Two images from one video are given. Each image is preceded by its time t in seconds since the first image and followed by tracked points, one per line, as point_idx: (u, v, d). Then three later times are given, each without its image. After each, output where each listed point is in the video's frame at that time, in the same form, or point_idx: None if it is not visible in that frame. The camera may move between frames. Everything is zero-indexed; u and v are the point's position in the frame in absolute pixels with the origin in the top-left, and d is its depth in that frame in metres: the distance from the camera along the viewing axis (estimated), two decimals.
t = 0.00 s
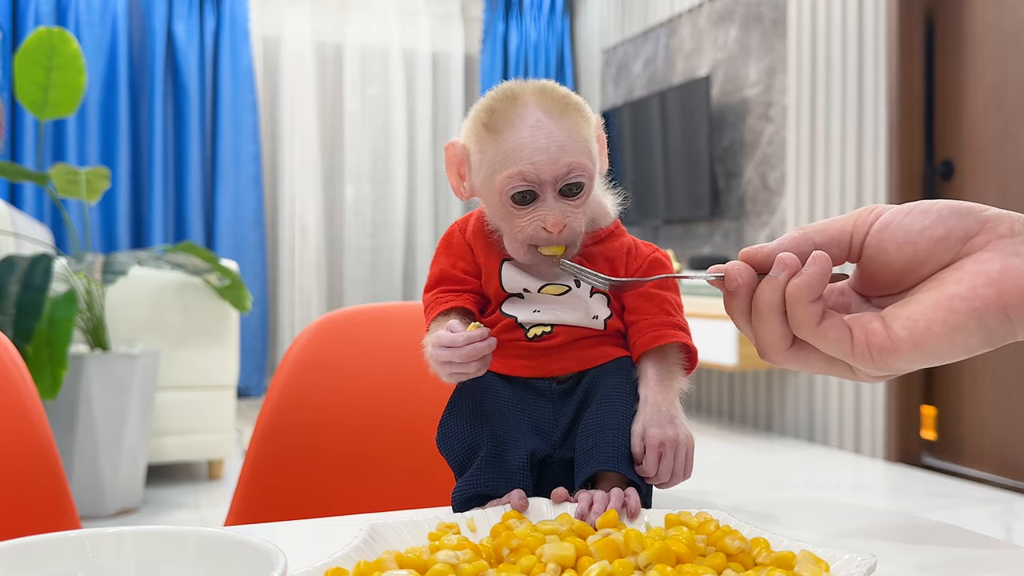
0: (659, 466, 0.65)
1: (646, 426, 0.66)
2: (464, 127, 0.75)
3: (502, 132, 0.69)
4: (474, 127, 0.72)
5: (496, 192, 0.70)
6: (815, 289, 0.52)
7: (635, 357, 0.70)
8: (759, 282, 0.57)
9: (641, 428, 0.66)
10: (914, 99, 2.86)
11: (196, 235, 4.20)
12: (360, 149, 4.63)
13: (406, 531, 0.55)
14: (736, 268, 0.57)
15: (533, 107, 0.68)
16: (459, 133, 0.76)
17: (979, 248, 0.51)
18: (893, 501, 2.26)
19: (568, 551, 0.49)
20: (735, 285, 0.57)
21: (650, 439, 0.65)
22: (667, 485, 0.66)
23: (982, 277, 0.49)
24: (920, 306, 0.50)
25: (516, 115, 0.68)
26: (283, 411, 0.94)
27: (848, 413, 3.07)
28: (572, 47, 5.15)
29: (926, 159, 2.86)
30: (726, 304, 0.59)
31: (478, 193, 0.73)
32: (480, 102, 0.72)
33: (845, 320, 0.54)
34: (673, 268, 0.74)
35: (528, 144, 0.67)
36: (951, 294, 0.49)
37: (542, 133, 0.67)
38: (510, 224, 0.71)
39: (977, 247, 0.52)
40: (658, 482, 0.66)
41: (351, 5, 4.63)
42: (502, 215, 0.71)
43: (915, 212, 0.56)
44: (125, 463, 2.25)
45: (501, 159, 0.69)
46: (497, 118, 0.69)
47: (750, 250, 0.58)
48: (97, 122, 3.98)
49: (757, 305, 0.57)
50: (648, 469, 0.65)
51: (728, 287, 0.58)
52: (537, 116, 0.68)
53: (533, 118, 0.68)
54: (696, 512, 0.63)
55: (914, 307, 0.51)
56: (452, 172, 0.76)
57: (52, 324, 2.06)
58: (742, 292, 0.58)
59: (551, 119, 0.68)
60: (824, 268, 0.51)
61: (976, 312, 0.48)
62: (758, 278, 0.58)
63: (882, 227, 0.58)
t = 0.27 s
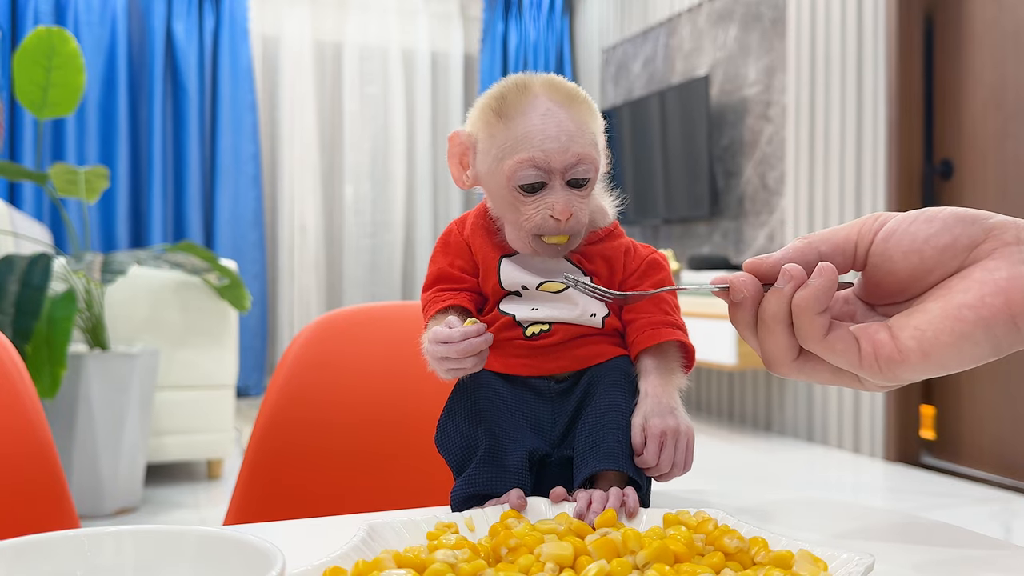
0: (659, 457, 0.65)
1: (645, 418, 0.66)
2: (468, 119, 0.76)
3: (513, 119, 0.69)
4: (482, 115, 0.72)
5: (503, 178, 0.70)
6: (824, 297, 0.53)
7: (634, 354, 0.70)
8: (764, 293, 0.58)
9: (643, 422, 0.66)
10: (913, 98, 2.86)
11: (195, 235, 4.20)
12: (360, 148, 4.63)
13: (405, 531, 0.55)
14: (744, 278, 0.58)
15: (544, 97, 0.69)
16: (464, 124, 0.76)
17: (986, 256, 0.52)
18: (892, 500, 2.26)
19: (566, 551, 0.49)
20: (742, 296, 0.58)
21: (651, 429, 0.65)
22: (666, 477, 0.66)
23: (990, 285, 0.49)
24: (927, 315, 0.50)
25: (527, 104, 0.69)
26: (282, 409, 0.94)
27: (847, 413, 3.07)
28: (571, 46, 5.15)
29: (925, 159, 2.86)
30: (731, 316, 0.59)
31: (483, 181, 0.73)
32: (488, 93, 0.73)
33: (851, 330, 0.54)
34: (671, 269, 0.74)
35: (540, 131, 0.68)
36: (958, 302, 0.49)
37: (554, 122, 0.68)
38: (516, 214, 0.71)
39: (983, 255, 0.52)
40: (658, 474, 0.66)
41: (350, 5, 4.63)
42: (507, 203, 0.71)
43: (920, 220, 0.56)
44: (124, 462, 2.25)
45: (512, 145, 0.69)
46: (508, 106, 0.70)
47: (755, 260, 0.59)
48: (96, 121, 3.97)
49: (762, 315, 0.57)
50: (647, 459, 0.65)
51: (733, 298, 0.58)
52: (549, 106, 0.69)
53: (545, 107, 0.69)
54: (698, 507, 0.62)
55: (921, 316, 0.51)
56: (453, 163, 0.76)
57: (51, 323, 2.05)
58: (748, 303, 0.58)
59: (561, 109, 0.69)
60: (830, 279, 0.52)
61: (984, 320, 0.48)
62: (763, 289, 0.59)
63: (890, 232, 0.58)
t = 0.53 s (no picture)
0: (659, 446, 0.65)
1: (645, 408, 0.66)
2: (471, 118, 0.75)
3: (517, 120, 0.69)
4: (487, 115, 0.72)
5: (507, 179, 0.70)
6: (821, 297, 0.53)
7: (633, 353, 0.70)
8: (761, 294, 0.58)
9: (643, 411, 0.66)
10: (913, 98, 2.86)
11: (194, 235, 4.20)
12: (359, 148, 4.63)
13: (403, 531, 0.54)
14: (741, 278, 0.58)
15: (549, 98, 0.69)
16: (467, 122, 0.76)
17: (983, 257, 0.52)
18: (891, 500, 2.26)
19: (565, 550, 0.50)
20: (739, 296, 0.58)
21: (651, 418, 0.66)
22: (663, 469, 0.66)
23: (986, 287, 0.49)
24: (925, 315, 0.50)
25: (531, 105, 0.69)
26: (281, 408, 0.94)
27: (846, 412, 3.08)
28: (570, 46, 5.15)
29: (923, 158, 2.87)
30: (729, 318, 0.59)
31: (486, 182, 0.73)
32: (493, 92, 0.73)
33: (849, 331, 0.54)
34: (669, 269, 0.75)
35: (544, 134, 0.68)
36: (956, 303, 0.49)
37: (558, 124, 0.68)
38: (519, 215, 0.71)
39: (980, 255, 0.52)
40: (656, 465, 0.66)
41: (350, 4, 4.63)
42: (511, 205, 0.71)
43: (918, 220, 0.56)
44: (123, 462, 2.25)
45: (516, 146, 0.69)
46: (513, 106, 0.70)
47: (754, 260, 0.59)
48: (95, 121, 3.97)
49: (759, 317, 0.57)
50: (646, 448, 0.65)
51: (731, 300, 0.58)
52: (553, 108, 0.69)
53: (549, 109, 0.69)
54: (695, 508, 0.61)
55: (919, 317, 0.51)
56: (456, 162, 0.76)
57: (49, 323, 2.04)
58: (745, 305, 0.58)
59: (565, 111, 0.69)
60: (828, 280, 0.52)
61: (982, 321, 0.48)
62: (761, 291, 0.59)
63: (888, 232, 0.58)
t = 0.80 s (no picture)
0: (656, 440, 0.65)
1: (640, 403, 0.66)
2: (469, 118, 0.76)
3: (517, 119, 0.69)
4: (485, 114, 0.72)
5: (507, 178, 0.70)
6: (818, 303, 0.53)
7: (630, 353, 0.70)
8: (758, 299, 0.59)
9: (639, 407, 0.66)
10: (912, 98, 2.86)
11: (192, 235, 4.20)
12: (358, 148, 4.63)
13: (401, 530, 0.55)
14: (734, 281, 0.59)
15: (548, 99, 0.70)
16: (463, 121, 0.76)
17: (980, 260, 0.54)
18: (889, 500, 2.26)
19: (562, 550, 0.50)
20: (735, 301, 0.59)
21: (648, 414, 0.66)
22: (663, 463, 0.66)
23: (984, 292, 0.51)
24: (923, 321, 0.52)
25: (531, 105, 0.69)
26: (279, 408, 0.94)
27: (845, 412, 3.08)
28: (569, 46, 5.15)
29: (922, 158, 2.87)
30: (725, 323, 0.60)
31: (484, 180, 0.73)
32: (491, 91, 0.73)
33: (846, 337, 0.56)
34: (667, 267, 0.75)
35: (544, 134, 0.68)
36: (953, 309, 0.51)
37: (558, 125, 0.68)
38: (516, 214, 0.71)
39: (978, 259, 0.54)
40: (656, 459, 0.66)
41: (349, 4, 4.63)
42: (510, 203, 0.71)
43: (915, 223, 0.58)
44: (122, 461, 2.25)
45: (517, 145, 0.69)
46: (513, 105, 0.70)
47: (750, 266, 0.60)
48: (94, 120, 3.97)
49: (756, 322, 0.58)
50: (645, 441, 0.65)
51: (726, 305, 0.59)
52: (553, 108, 0.69)
53: (549, 109, 0.69)
54: (693, 508, 0.61)
55: (916, 322, 0.53)
56: (453, 161, 0.76)
57: (48, 322, 2.05)
58: (741, 310, 0.59)
59: (565, 111, 0.69)
60: (824, 286, 0.52)
61: (980, 327, 0.50)
62: (757, 296, 0.59)
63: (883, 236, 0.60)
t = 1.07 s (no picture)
0: (655, 440, 0.65)
1: (639, 405, 0.66)
2: (467, 119, 0.75)
3: (521, 117, 0.69)
4: (487, 113, 0.72)
5: (512, 176, 0.70)
6: (824, 314, 0.54)
7: (631, 353, 0.70)
8: (762, 312, 0.59)
9: (639, 410, 0.66)
10: (911, 99, 2.86)
11: (191, 234, 4.19)
12: (357, 148, 4.63)
13: (400, 530, 0.55)
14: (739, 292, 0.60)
15: (551, 97, 0.70)
16: (463, 123, 0.76)
17: (984, 270, 0.54)
18: (888, 501, 2.26)
19: (561, 550, 0.50)
20: (739, 314, 0.59)
21: (648, 414, 0.65)
22: (665, 462, 0.66)
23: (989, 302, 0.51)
24: (928, 332, 0.53)
25: (534, 103, 0.69)
26: (278, 408, 0.94)
27: (843, 412, 3.09)
28: (568, 46, 5.15)
29: (920, 159, 2.87)
30: (730, 335, 0.61)
31: (487, 179, 0.72)
32: (492, 92, 0.73)
33: (852, 349, 0.57)
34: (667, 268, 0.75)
35: (549, 130, 0.68)
36: (958, 320, 0.52)
37: (563, 121, 0.68)
38: (522, 213, 0.71)
39: (982, 269, 0.54)
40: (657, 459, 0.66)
41: (348, 4, 4.63)
42: (515, 202, 0.70)
43: (920, 233, 0.58)
44: (121, 461, 2.25)
45: (521, 143, 0.69)
46: (515, 104, 0.70)
47: (753, 278, 0.60)
48: (92, 120, 3.96)
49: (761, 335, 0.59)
50: (645, 443, 0.65)
51: (731, 317, 0.60)
52: (556, 105, 0.69)
53: (552, 106, 0.69)
54: (693, 509, 0.61)
55: (922, 334, 0.53)
56: (453, 162, 0.76)
57: (47, 322, 2.05)
58: (746, 323, 0.59)
59: (567, 108, 0.69)
60: (830, 299, 0.54)
61: (984, 337, 0.51)
62: (761, 308, 0.60)
63: (888, 246, 0.59)
